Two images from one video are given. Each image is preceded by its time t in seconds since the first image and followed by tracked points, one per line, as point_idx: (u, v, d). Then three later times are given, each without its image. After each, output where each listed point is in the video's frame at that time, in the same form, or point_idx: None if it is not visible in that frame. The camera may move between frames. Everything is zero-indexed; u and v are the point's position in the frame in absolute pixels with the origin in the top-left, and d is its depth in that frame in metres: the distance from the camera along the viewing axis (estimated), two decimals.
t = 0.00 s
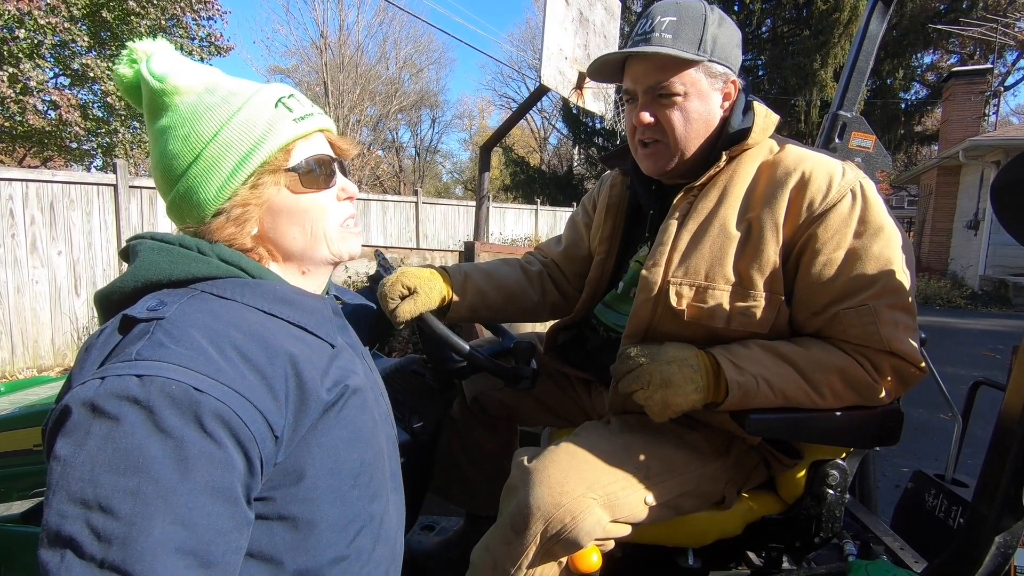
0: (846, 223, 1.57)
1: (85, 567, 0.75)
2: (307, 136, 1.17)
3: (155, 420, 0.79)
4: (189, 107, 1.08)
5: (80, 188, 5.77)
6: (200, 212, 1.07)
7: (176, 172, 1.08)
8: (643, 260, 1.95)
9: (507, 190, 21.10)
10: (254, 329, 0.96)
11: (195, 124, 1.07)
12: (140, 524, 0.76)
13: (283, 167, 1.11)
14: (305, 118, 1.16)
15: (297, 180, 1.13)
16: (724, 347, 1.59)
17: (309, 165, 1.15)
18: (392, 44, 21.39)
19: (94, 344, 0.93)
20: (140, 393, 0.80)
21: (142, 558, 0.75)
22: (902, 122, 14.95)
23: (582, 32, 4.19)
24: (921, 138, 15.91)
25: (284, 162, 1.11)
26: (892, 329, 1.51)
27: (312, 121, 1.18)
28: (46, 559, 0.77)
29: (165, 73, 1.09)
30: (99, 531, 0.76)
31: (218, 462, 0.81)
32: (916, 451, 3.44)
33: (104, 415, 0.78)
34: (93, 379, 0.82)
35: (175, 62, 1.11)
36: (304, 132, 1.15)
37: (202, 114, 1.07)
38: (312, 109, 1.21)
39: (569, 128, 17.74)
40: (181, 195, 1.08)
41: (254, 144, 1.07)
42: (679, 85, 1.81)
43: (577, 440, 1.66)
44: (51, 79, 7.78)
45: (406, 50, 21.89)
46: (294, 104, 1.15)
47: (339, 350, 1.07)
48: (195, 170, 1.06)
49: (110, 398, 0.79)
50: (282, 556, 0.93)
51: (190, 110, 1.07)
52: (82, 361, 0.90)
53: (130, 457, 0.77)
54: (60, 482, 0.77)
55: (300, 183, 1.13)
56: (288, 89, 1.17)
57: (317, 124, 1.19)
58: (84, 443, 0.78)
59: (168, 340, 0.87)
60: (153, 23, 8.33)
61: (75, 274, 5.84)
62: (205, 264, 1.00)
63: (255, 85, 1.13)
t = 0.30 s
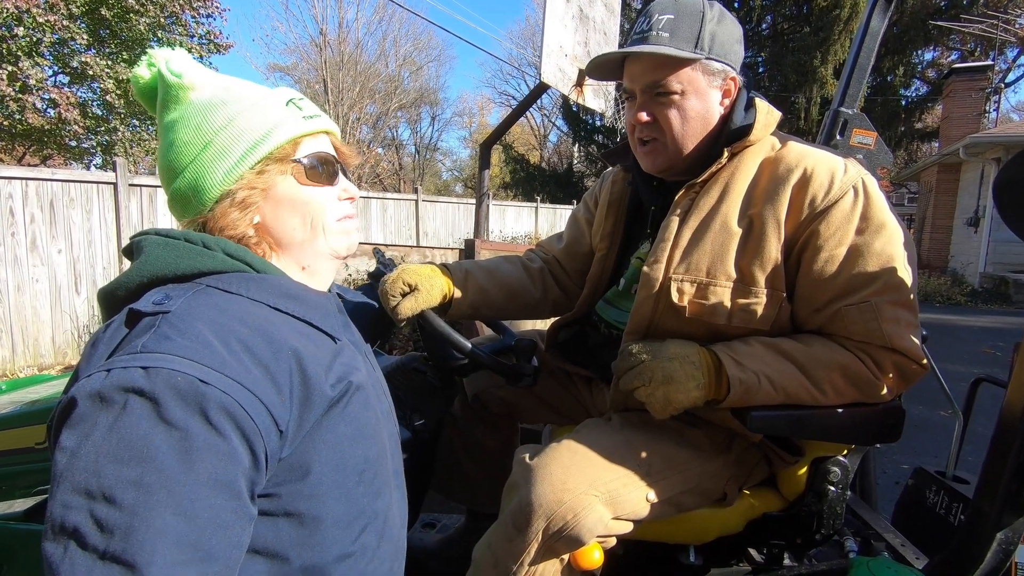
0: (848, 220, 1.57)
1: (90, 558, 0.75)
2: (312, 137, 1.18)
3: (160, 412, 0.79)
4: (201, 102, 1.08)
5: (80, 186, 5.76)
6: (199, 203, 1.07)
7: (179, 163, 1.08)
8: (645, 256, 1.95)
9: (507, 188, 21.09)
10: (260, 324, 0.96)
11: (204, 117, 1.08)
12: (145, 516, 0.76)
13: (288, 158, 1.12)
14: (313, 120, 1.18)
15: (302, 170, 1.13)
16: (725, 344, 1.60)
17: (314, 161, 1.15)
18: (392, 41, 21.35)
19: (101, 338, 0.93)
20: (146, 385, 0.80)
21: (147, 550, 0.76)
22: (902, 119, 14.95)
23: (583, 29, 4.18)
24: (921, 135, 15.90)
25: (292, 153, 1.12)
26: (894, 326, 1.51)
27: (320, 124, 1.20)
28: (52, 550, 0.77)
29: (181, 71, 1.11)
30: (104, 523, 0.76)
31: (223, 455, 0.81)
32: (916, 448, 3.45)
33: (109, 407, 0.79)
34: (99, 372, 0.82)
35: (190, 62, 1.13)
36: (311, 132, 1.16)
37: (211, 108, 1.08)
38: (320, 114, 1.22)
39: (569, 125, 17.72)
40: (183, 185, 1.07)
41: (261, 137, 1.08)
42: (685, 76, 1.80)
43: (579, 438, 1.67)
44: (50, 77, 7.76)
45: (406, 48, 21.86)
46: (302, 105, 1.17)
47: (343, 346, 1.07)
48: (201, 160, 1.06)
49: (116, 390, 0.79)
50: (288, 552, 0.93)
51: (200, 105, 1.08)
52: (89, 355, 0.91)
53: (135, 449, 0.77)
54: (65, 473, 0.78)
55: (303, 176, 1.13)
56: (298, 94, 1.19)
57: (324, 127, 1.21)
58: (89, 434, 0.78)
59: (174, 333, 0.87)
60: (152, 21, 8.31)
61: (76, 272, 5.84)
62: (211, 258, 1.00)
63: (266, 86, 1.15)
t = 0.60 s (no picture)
0: (850, 217, 1.57)
1: (91, 560, 0.75)
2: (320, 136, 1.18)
3: (163, 414, 0.79)
4: (211, 98, 1.08)
5: (82, 185, 5.77)
6: (204, 200, 1.06)
7: (186, 159, 1.08)
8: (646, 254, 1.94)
9: (508, 186, 21.08)
10: (262, 323, 0.96)
11: (212, 113, 1.07)
12: (149, 518, 0.76)
13: (293, 159, 1.11)
14: (320, 119, 1.18)
15: (309, 172, 1.13)
16: (726, 342, 1.59)
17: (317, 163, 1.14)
18: (393, 40, 21.34)
19: (102, 337, 0.93)
20: (149, 386, 0.80)
21: (150, 552, 0.75)
22: (904, 117, 14.93)
23: (583, 27, 4.17)
24: (923, 133, 15.87)
25: (299, 153, 1.12)
26: (896, 324, 1.51)
27: (326, 123, 1.19)
28: (52, 553, 0.76)
29: (191, 65, 1.10)
30: (106, 525, 0.75)
31: (226, 455, 0.81)
32: (918, 447, 3.45)
33: (112, 409, 0.78)
34: (101, 372, 0.82)
35: (200, 56, 1.13)
36: (318, 132, 1.16)
37: (220, 105, 1.08)
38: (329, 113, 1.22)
39: (570, 124, 17.71)
40: (189, 181, 1.07)
41: (269, 135, 1.08)
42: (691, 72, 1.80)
43: (580, 436, 1.66)
44: (51, 76, 7.76)
45: (406, 46, 21.83)
46: (311, 105, 1.17)
47: (344, 345, 1.07)
48: (208, 157, 1.06)
49: (119, 391, 0.79)
50: (289, 551, 0.93)
51: (208, 101, 1.08)
52: (90, 354, 0.90)
53: (138, 451, 0.77)
54: (67, 476, 0.77)
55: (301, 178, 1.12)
56: (307, 93, 1.19)
57: (331, 127, 1.21)
58: (92, 436, 0.78)
59: (177, 334, 0.87)
60: (153, 20, 8.31)
61: (77, 271, 5.84)
62: (213, 258, 1.00)
63: (274, 85, 1.14)
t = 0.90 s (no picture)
0: (852, 214, 1.56)
1: (99, 558, 0.74)
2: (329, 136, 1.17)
3: (171, 411, 0.79)
4: (216, 95, 1.07)
5: (82, 183, 5.76)
6: (207, 198, 1.06)
7: (191, 155, 1.07)
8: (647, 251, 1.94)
9: (508, 184, 21.06)
10: (267, 321, 0.95)
11: (217, 110, 1.06)
12: (158, 515, 0.75)
13: (297, 166, 1.10)
14: (328, 119, 1.16)
15: (313, 179, 1.12)
16: (728, 340, 1.59)
17: (325, 169, 1.13)
18: (393, 37, 21.30)
19: (106, 335, 0.92)
20: (157, 383, 0.79)
21: (161, 549, 0.75)
22: (905, 115, 14.90)
23: (584, 24, 4.15)
24: (924, 131, 15.84)
25: (302, 160, 1.11)
26: (898, 322, 1.50)
27: (335, 123, 1.18)
28: (58, 551, 0.75)
29: (197, 57, 1.09)
30: (114, 522, 0.75)
31: (233, 452, 0.81)
32: (919, 445, 3.44)
33: (119, 406, 0.78)
34: (107, 369, 0.81)
35: (208, 48, 1.11)
36: (326, 133, 1.15)
37: (226, 103, 1.07)
38: (338, 112, 1.21)
39: (571, 122, 17.68)
40: (192, 179, 1.07)
41: (277, 137, 1.07)
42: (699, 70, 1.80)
43: (581, 435, 1.66)
44: (51, 73, 7.73)
45: (407, 44, 21.79)
46: (319, 104, 1.16)
47: (348, 343, 1.06)
48: (213, 157, 1.05)
49: (126, 389, 0.78)
50: (293, 549, 0.92)
51: (213, 98, 1.07)
52: (93, 352, 0.90)
53: (146, 448, 0.76)
54: (73, 473, 0.76)
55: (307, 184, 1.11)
56: (316, 91, 1.17)
57: (340, 127, 1.19)
58: (98, 433, 0.77)
59: (182, 331, 0.86)
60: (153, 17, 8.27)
61: (78, 269, 5.84)
62: (217, 256, 0.99)
63: (282, 82, 1.13)
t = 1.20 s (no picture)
0: (851, 214, 1.56)
1: (106, 554, 0.74)
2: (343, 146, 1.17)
3: (178, 409, 0.79)
4: (234, 96, 1.06)
5: (82, 182, 5.76)
6: (217, 198, 1.07)
7: (203, 153, 1.08)
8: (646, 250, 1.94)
9: (508, 183, 21.06)
10: (271, 320, 0.95)
11: (233, 112, 1.06)
12: (165, 511, 0.76)
13: (308, 178, 1.10)
14: (345, 128, 1.16)
15: (325, 191, 1.13)
16: (726, 339, 1.59)
17: (336, 179, 1.14)
18: (393, 35, 21.29)
19: (111, 333, 0.92)
20: (163, 381, 0.80)
21: (167, 546, 0.75)
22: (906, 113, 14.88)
23: (585, 23, 4.14)
24: (925, 129, 15.83)
25: (317, 169, 1.12)
26: (897, 321, 1.50)
27: (352, 132, 1.18)
28: (65, 548, 0.76)
29: (217, 51, 1.07)
30: (121, 519, 0.75)
31: (238, 450, 0.81)
32: (918, 444, 3.45)
33: (126, 404, 0.78)
34: (114, 367, 0.81)
35: (228, 40, 1.09)
36: (341, 143, 1.15)
37: (244, 104, 1.06)
38: (356, 120, 1.21)
39: (571, 120, 17.67)
40: (203, 178, 1.07)
41: (292, 146, 1.07)
42: (700, 66, 1.81)
43: (580, 433, 1.66)
44: (51, 72, 7.73)
45: (407, 42, 21.77)
46: (337, 112, 1.15)
47: (352, 342, 1.07)
48: (226, 159, 1.05)
49: (133, 387, 0.79)
50: (297, 546, 0.93)
51: (231, 98, 1.06)
52: (99, 350, 0.90)
53: (152, 445, 0.77)
54: (80, 470, 0.77)
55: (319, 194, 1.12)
56: (335, 97, 1.17)
57: (356, 136, 1.19)
58: (105, 431, 0.77)
59: (188, 330, 0.87)
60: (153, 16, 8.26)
61: (78, 267, 5.85)
62: (222, 255, 1.00)
63: (302, 86, 1.12)
